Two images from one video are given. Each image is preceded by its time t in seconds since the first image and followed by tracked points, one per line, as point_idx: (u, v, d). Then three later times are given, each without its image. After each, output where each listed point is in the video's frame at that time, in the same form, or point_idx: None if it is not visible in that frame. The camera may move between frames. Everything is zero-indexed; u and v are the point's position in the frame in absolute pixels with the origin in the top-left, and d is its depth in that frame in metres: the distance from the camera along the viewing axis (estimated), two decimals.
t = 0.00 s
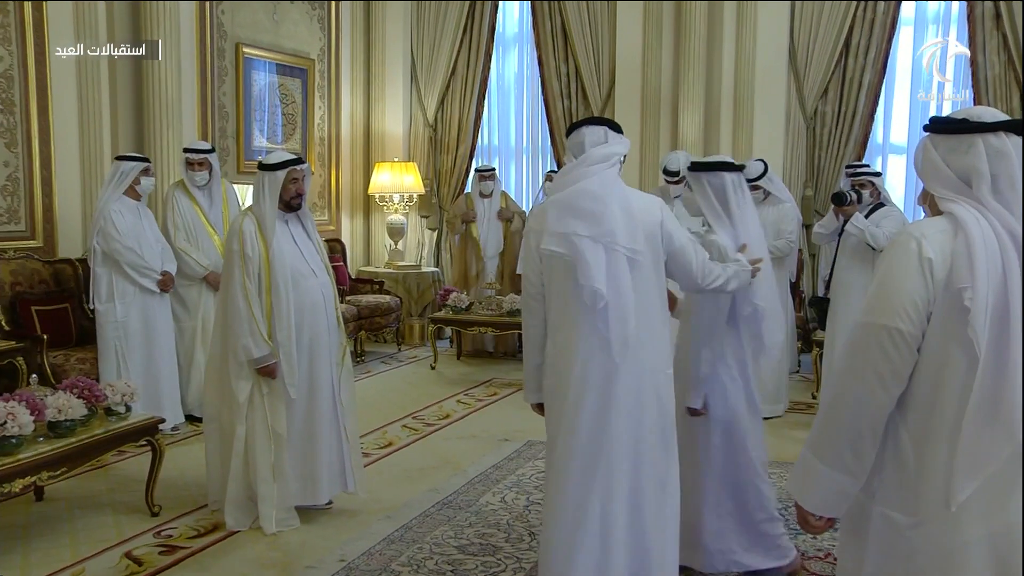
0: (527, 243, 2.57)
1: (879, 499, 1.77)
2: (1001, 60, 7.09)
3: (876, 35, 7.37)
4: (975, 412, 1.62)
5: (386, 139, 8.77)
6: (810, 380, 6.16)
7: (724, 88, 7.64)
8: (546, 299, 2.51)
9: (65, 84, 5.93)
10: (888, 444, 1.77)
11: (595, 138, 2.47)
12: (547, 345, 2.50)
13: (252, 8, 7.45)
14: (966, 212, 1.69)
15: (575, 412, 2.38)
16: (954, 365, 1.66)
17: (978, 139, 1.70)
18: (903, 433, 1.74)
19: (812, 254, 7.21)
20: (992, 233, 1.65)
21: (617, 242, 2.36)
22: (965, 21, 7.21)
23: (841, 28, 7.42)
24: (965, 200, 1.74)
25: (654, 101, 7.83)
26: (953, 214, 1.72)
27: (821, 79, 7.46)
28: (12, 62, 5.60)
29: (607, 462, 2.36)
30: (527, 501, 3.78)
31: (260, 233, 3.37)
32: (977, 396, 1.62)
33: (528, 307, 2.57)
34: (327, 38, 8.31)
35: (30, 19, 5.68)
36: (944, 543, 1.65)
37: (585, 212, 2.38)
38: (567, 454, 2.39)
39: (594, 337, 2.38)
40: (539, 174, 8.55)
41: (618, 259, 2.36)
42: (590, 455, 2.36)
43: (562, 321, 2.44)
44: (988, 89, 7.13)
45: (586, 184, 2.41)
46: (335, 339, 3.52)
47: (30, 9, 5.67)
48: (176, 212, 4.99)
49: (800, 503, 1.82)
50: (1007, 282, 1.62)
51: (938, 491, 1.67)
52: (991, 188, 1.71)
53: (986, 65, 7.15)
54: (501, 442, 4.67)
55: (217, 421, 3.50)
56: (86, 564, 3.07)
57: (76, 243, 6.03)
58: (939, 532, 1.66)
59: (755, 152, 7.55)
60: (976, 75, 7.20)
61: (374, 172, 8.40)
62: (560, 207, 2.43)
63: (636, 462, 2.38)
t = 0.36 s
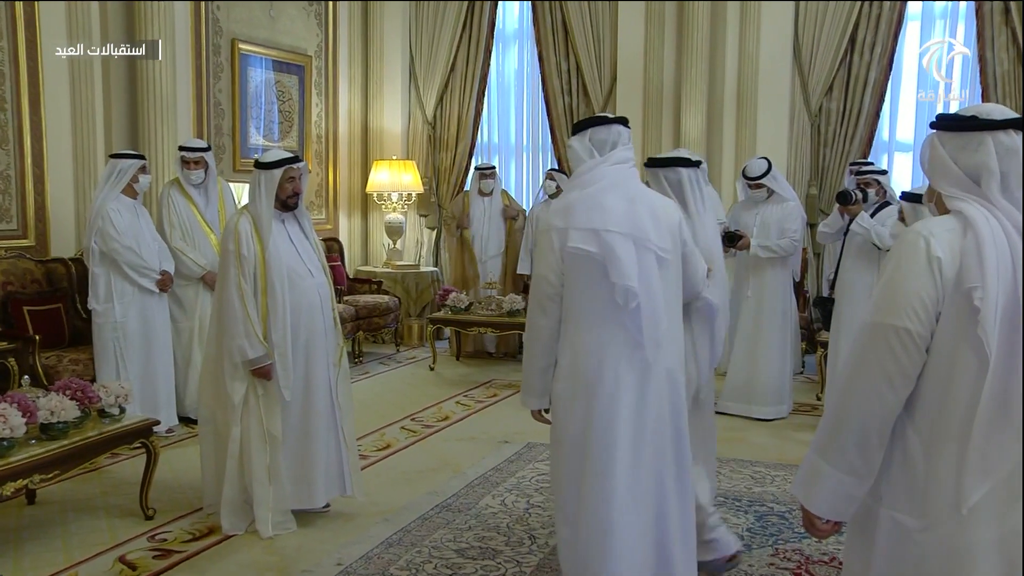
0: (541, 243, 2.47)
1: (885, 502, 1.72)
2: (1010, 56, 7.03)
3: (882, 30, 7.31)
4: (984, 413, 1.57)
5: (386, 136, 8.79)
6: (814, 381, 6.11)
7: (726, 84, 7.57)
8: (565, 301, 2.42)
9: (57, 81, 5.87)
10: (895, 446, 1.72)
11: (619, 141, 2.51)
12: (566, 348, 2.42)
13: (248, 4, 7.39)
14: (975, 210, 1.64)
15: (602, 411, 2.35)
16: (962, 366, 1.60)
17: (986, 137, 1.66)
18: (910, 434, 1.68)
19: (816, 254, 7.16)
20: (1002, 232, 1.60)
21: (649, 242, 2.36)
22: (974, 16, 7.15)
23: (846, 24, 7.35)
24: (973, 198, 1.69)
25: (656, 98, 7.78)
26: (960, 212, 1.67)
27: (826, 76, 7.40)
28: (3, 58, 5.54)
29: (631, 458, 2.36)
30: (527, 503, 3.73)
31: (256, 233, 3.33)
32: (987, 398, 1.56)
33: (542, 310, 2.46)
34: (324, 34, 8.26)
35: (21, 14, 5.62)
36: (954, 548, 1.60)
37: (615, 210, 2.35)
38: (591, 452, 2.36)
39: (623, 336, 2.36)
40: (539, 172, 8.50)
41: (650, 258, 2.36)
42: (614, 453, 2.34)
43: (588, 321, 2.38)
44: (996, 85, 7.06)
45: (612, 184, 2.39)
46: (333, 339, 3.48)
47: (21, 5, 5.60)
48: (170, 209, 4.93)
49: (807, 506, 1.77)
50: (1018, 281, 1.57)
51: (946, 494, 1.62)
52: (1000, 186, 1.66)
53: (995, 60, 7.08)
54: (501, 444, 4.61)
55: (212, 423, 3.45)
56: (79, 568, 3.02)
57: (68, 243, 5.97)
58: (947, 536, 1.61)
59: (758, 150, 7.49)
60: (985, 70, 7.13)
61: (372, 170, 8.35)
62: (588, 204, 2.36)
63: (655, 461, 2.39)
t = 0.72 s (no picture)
0: (555, 244, 2.43)
1: (891, 505, 1.66)
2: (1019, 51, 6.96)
3: (889, 25, 7.23)
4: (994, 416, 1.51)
5: (383, 135, 8.70)
6: (819, 383, 6.04)
7: (730, 80, 7.50)
8: (585, 303, 2.40)
9: (48, 77, 5.81)
10: (901, 447, 1.66)
11: (631, 140, 2.51)
12: (587, 351, 2.39)
13: None
14: (983, 208, 1.58)
15: (616, 411, 2.37)
16: (971, 367, 1.54)
17: (997, 134, 1.60)
18: (917, 436, 1.62)
19: (821, 254, 7.10)
20: (1012, 231, 1.54)
21: (670, 244, 2.42)
22: (984, 10, 7.09)
23: (853, 19, 7.28)
24: (982, 195, 1.62)
25: (659, 94, 7.69)
26: (968, 210, 1.61)
27: (832, 72, 7.33)
28: None
29: (642, 456, 2.38)
30: (527, 507, 3.67)
31: (251, 231, 3.26)
32: (996, 400, 1.50)
33: (562, 310, 2.40)
34: (320, 30, 8.20)
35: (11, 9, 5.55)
36: (961, 553, 1.54)
37: (638, 213, 2.39)
38: (602, 451, 2.38)
39: (649, 338, 2.39)
40: (540, 170, 8.44)
41: (671, 260, 2.42)
42: (632, 452, 2.37)
43: (612, 324, 2.38)
44: (1005, 80, 7.00)
45: (631, 185, 2.43)
46: (330, 340, 3.42)
47: None
48: (163, 206, 4.87)
49: (810, 508, 1.71)
50: None
51: (955, 498, 1.55)
52: (1011, 184, 1.59)
53: (1004, 55, 7.02)
54: (501, 447, 4.55)
55: (207, 425, 3.38)
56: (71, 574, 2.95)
57: (60, 243, 5.90)
58: (954, 540, 1.55)
59: (763, 147, 7.41)
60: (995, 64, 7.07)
61: (370, 168, 8.28)
62: (610, 204, 2.38)
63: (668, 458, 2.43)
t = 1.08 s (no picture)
0: (538, 239, 2.42)
1: (902, 507, 1.60)
2: None
3: (896, 21, 7.17)
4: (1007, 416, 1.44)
5: (381, 132, 8.65)
6: (824, 385, 5.97)
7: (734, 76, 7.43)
8: (564, 301, 2.38)
9: (38, 74, 5.75)
10: (912, 447, 1.60)
11: (622, 132, 2.42)
12: (568, 351, 2.36)
13: None
14: (996, 205, 1.52)
15: (614, 411, 2.32)
16: (983, 366, 1.48)
17: (1012, 132, 1.53)
18: (928, 436, 1.56)
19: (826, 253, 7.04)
20: None
21: (652, 249, 2.36)
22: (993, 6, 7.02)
23: (859, 14, 7.22)
24: (995, 193, 1.56)
25: (663, 91, 7.61)
26: (981, 207, 1.55)
27: (838, 68, 7.27)
28: None
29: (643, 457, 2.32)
30: (528, 510, 3.61)
31: (245, 231, 3.20)
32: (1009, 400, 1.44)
33: (542, 309, 2.38)
34: (317, 26, 8.14)
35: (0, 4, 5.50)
36: (974, 557, 1.47)
37: (620, 213, 2.33)
38: (599, 452, 2.32)
39: (627, 342, 2.33)
40: (540, 168, 8.38)
41: (652, 264, 2.36)
42: (631, 452, 2.34)
43: (590, 325, 2.35)
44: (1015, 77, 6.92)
45: (620, 185, 2.36)
46: (326, 341, 3.36)
47: None
48: (158, 207, 4.81)
49: (817, 509, 1.65)
50: None
51: (967, 499, 1.49)
52: None
53: (1014, 51, 6.94)
54: (501, 449, 4.49)
55: (201, 427, 3.32)
56: None
57: (50, 242, 5.85)
58: (967, 543, 1.48)
59: (768, 144, 7.34)
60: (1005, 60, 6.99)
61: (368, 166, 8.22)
62: (593, 204, 2.33)
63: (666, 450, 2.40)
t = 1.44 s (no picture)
0: (534, 228, 2.40)
1: (914, 505, 1.55)
2: None
3: (903, 16, 7.09)
4: None
5: (379, 130, 8.60)
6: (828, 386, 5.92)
7: (737, 73, 7.38)
8: (554, 295, 2.36)
9: (31, 71, 5.70)
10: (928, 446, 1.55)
11: (627, 130, 2.35)
12: (557, 341, 2.35)
13: None
14: (1013, 201, 1.47)
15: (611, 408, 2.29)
16: (1000, 364, 1.43)
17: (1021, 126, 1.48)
18: (945, 436, 1.51)
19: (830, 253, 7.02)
20: None
21: (643, 248, 2.29)
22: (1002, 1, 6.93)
23: (865, 9, 7.16)
24: (1007, 188, 1.51)
25: (664, 88, 7.57)
26: (998, 204, 1.50)
27: (842, 65, 7.22)
28: None
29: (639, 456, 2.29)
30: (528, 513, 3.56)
31: (240, 229, 3.16)
32: None
33: (530, 300, 2.37)
34: (314, 22, 8.08)
35: None
36: (989, 556, 1.43)
37: (613, 210, 2.28)
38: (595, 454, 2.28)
39: (610, 343, 2.28)
40: (540, 166, 8.34)
41: (641, 265, 2.29)
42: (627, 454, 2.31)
43: (577, 318, 2.32)
44: None
45: (618, 182, 2.29)
46: (322, 342, 3.32)
47: None
48: (154, 205, 4.78)
49: (832, 509, 1.60)
50: None
51: (984, 498, 1.44)
52: None
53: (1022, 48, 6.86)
54: (500, 451, 4.44)
55: (196, 430, 3.27)
56: None
57: (43, 241, 5.81)
58: (985, 543, 1.44)
59: (772, 143, 7.30)
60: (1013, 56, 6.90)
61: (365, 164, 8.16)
62: (586, 197, 2.30)
63: (663, 448, 2.36)
